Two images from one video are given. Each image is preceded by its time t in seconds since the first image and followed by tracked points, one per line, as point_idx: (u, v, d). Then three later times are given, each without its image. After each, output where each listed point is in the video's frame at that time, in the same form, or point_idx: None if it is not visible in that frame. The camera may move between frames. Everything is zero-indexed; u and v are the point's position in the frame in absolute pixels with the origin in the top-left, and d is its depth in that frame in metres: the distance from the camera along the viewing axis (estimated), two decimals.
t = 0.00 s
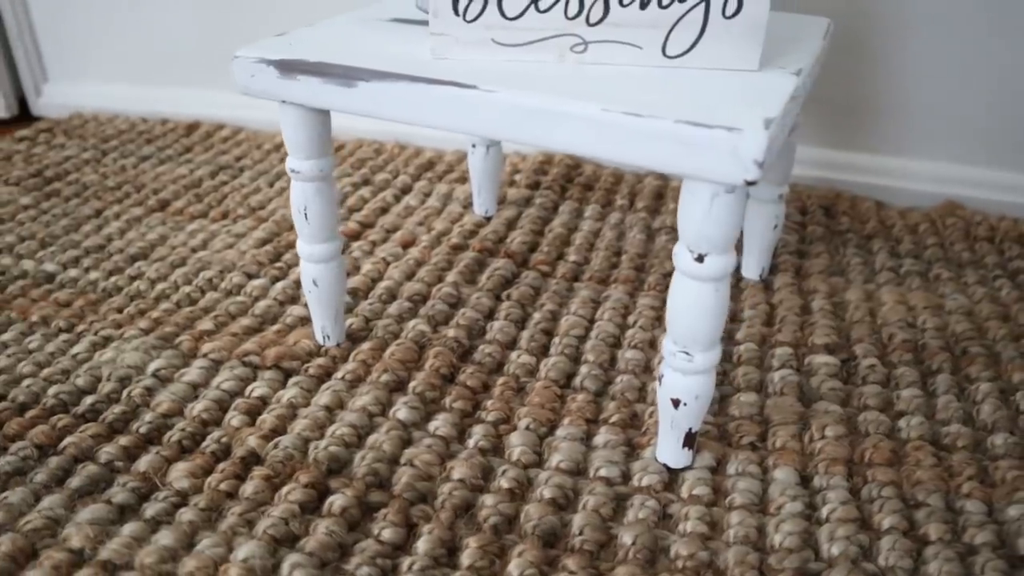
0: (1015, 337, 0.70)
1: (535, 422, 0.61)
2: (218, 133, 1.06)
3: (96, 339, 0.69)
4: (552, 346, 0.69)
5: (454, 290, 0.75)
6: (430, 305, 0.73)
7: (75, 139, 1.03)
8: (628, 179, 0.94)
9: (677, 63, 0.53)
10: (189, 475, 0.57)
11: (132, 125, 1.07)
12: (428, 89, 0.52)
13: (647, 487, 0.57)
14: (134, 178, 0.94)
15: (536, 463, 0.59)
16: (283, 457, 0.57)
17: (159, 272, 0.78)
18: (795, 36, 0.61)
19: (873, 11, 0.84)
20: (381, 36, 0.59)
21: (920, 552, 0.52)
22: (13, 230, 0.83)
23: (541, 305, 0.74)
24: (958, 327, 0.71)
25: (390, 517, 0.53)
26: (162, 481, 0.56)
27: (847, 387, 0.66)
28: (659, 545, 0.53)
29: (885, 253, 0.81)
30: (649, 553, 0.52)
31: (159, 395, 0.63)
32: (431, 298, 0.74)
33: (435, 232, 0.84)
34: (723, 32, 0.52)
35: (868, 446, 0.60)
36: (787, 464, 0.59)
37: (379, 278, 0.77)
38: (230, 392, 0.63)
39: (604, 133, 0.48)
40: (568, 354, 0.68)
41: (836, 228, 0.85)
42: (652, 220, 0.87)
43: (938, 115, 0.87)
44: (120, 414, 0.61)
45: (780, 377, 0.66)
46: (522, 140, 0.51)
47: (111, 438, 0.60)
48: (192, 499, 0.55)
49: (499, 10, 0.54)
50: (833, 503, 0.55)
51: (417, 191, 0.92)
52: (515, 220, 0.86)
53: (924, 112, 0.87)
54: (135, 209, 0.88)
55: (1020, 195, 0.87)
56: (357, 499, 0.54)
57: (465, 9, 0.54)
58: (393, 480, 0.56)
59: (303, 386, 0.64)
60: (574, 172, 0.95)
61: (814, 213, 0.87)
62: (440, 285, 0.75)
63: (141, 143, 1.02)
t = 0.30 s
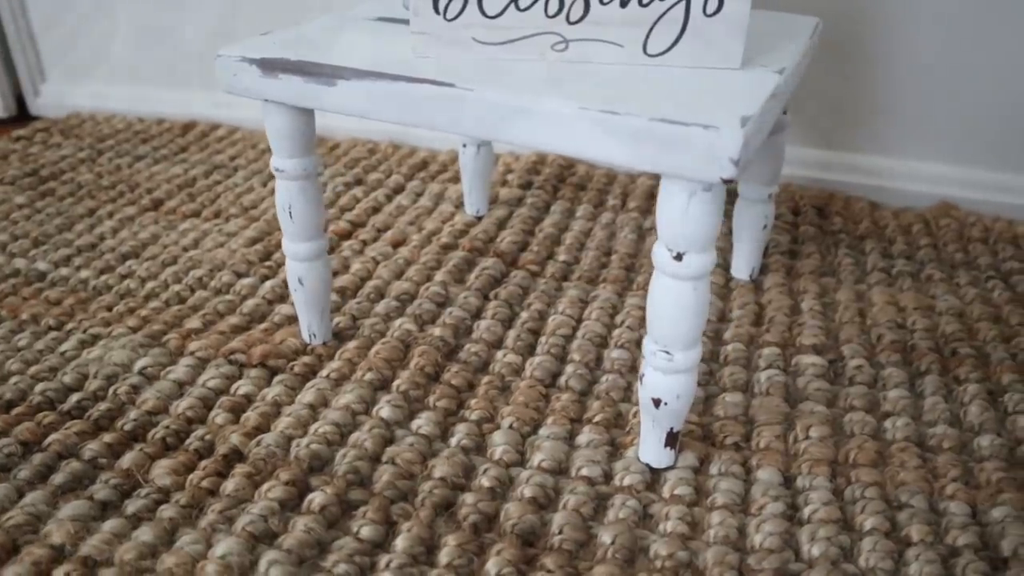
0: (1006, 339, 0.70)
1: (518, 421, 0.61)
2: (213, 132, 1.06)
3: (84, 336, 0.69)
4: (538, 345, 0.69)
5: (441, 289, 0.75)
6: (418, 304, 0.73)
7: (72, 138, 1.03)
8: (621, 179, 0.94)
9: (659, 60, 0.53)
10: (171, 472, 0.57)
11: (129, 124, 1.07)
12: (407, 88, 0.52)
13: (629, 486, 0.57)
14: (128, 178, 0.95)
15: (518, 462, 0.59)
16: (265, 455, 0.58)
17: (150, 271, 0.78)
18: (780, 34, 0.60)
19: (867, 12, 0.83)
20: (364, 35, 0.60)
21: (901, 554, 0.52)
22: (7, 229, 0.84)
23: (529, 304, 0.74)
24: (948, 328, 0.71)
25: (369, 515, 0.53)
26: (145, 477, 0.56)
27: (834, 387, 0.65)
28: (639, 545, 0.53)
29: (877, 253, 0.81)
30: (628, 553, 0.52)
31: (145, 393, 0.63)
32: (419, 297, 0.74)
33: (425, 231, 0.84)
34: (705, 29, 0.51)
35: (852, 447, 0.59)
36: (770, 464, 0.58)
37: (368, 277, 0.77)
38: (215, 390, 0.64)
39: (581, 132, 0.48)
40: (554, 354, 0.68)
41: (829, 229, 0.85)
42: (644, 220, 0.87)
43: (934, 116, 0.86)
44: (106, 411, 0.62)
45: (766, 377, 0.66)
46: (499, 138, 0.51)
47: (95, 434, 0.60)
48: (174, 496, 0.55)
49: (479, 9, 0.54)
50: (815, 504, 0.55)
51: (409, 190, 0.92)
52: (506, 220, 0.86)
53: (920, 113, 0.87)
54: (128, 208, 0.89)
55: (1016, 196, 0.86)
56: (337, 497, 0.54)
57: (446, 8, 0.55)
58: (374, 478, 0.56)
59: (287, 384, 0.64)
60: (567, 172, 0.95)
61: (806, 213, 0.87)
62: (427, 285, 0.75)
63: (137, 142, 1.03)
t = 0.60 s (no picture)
0: (997, 337, 0.69)
1: (506, 418, 0.62)
2: (209, 127, 1.06)
3: (76, 332, 0.69)
4: (529, 341, 0.69)
5: (433, 286, 0.75)
6: (409, 301, 0.73)
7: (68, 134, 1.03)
8: (616, 175, 0.94)
9: (647, 56, 0.52)
10: (160, 468, 0.57)
11: (125, 119, 1.08)
12: (394, 84, 0.52)
13: (616, 483, 0.57)
14: (123, 173, 0.95)
15: (506, 459, 0.59)
16: (253, 452, 0.58)
17: (143, 267, 0.78)
18: (772, 30, 0.60)
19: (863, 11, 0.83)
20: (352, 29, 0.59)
21: (886, 552, 0.52)
22: (2, 225, 0.84)
23: (521, 301, 0.74)
24: (939, 325, 0.70)
25: (356, 512, 0.54)
26: (133, 473, 0.57)
27: (824, 385, 0.65)
28: (624, 542, 0.53)
29: (870, 250, 0.81)
30: (614, 550, 0.52)
31: (136, 389, 0.64)
32: (411, 293, 0.74)
33: (419, 227, 0.84)
34: (693, 26, 0.51)
35: (840, 445, 0.59)
36: (757, 462, 0.58)
37: (360, 273, 0.77)
38: (205, 386, 0.64)
39: (565, 129, 0.49)
40: (545, 350, 0.68)
41: (823, 225, 0.85)
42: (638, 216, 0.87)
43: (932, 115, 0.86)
44: (96, 407, 0.62)
45: (756, 375, 0.66)
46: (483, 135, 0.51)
47: (86, 430, 0.60)
48: (162, 492, 0.55)
49: (466, 5, 0.56)
50: (801, 502, 0.55)
51: (404, 186, 0.92)
52: (500, 216, 0.86)
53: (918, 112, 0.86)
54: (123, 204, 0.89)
55: (1014, 197, 0.86)
56: (324, 493, 0.55)
57: (432, 5, 0.57)
58: (361, 475, 0.57)
59: (277, 380, 0.64)
60: (562, 168, 0.95)
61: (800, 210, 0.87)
62: (419, 281, 0.75)
63: (133, 138, 1.03)
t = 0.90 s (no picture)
0: (999, 335, 0.69)
1: (504, 415, 0.61)
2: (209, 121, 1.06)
3: (75, 329, 0.69)
4: (527, 338, 0.69)
5: (432, 283, 0.75)
6: (408, 298, 0.73)
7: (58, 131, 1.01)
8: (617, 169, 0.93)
9: (645, 54, 0.50)
10: (158, 466, 0.57)
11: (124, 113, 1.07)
12: (393, 84, 0.52)
13: (613, 481, 0.57)
14: (124, 169, 0.95)
15: (503, 457, 0.59)
16: (250, 450, 0.58)
17: (142, 263, 0.78)
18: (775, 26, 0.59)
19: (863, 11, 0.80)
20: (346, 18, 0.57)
21: (883, 551, 0.52)
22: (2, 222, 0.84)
23: (520, 298, 0.74)
24: (940, 323, 0.70)
25: (352, 509, 0.54)
26: (131, 471, 0.57)
27: (823, 382, 0.65)
28: (619, 540, 0.53)
29: (871, 248, 0.81)
30: (610, 548, 0.52)
31: (134, 386, 0.64)
32: (409, 290, 0.74)
33: (419, 224, 0.84)
34: (689, 23, 0.51)
35: (839, 444, 0.59)
36: (754, 460, 0.58)
37: (359, 270, 0.77)
38: (203, 383, 0.64)
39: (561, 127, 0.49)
40: (543, 347, 0.68)
41: (824, 222, 0.84)
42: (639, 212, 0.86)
43: (933, 119, 0.82)
44: (95, 404, 0.62)
45: (755, 373, 0.66)
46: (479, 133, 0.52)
47: (84, 427, 0.60)
48: (159, 489, 0.56)
49: (463, 2, 0.53)
50: (797, 501, 0.55)
51: (403, 182, 0.91)
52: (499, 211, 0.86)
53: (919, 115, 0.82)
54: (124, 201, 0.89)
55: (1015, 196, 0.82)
56: (321, 491, 0.55)
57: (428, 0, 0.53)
58: (358, 472, 0.57)
59: (275, 376, 0.64)
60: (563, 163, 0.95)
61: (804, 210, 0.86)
62: (418, 278, 0.75)
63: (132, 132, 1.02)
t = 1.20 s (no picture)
0: (1001, 333, 0.69)
1: (504, 414, 0.62)
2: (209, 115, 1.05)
3: (77, 326, 0.70)
4: (528, 337, 0.69)
5: (431, 282, 0.74)
6: (408, 296, 0.73)
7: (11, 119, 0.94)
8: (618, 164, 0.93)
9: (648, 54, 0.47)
10: (159, 465, 0.57)
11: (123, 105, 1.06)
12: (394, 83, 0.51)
13: (612, 480, 0.57)
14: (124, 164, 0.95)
15: (503, 455, 0.59)
16: (250, 450, 0.58)
17: (143, 262, 0.79)
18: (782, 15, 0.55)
19: None
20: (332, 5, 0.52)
21: (883, 550, 0.52)
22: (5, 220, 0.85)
23: (521, 296, 0.73)
24: (941, 322, 0.70)
25: (352, 507, 0.54)
26: (132, 468, 0.57)
27: (824, 381, 0.65)
28: (619, 539, 0.53)
29: (874, 246, 0.81)
30: (610, 546, 0.53)
31: (134, 385, 0.64)
32: (410, 288, 0.74)
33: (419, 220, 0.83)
34: (695, 22, 0.47)
35: (840, 443, 0.59)
36: (754, 459, 0.58)
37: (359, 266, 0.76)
38: (204, 381, 0.64)
39: (560, 127, 0.52)
40: (544, 346, 0.68)
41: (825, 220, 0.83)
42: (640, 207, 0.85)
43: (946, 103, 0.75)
44: (96, 401, 0.63)
45: (755, 375, 0.66)
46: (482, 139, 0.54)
47: (86, 423, 0.61)
48: (160, 488, 0.56)
49: None
50: (796, 501, 0.55)
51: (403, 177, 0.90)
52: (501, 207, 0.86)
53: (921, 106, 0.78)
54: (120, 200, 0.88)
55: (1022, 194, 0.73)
56: (321, 489, 0.56)
57: None
58: (357, 470, 0.57)
59: (276, 374, 0.64)
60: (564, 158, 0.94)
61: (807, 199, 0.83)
62: (418, 277, 0.75)
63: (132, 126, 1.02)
